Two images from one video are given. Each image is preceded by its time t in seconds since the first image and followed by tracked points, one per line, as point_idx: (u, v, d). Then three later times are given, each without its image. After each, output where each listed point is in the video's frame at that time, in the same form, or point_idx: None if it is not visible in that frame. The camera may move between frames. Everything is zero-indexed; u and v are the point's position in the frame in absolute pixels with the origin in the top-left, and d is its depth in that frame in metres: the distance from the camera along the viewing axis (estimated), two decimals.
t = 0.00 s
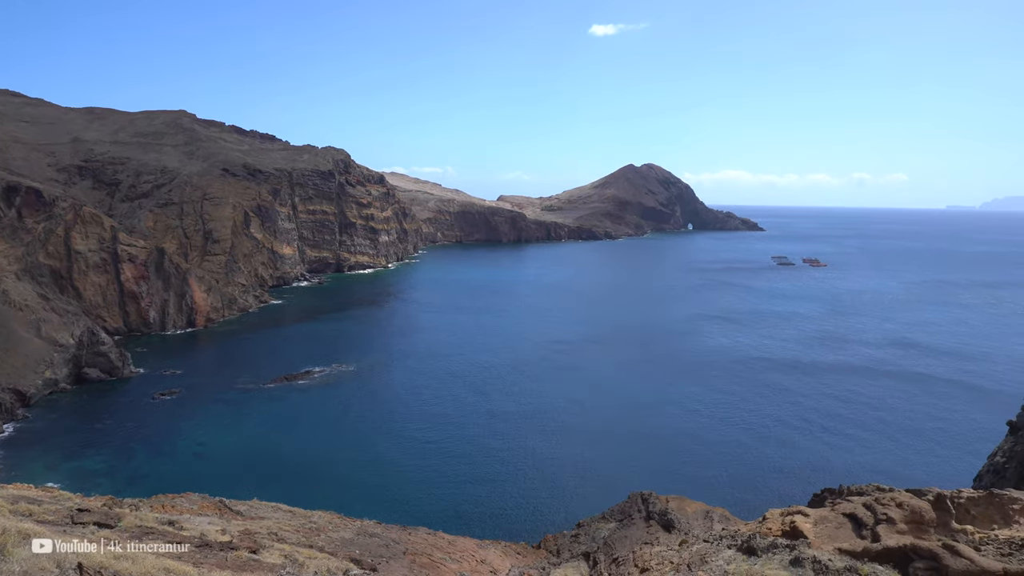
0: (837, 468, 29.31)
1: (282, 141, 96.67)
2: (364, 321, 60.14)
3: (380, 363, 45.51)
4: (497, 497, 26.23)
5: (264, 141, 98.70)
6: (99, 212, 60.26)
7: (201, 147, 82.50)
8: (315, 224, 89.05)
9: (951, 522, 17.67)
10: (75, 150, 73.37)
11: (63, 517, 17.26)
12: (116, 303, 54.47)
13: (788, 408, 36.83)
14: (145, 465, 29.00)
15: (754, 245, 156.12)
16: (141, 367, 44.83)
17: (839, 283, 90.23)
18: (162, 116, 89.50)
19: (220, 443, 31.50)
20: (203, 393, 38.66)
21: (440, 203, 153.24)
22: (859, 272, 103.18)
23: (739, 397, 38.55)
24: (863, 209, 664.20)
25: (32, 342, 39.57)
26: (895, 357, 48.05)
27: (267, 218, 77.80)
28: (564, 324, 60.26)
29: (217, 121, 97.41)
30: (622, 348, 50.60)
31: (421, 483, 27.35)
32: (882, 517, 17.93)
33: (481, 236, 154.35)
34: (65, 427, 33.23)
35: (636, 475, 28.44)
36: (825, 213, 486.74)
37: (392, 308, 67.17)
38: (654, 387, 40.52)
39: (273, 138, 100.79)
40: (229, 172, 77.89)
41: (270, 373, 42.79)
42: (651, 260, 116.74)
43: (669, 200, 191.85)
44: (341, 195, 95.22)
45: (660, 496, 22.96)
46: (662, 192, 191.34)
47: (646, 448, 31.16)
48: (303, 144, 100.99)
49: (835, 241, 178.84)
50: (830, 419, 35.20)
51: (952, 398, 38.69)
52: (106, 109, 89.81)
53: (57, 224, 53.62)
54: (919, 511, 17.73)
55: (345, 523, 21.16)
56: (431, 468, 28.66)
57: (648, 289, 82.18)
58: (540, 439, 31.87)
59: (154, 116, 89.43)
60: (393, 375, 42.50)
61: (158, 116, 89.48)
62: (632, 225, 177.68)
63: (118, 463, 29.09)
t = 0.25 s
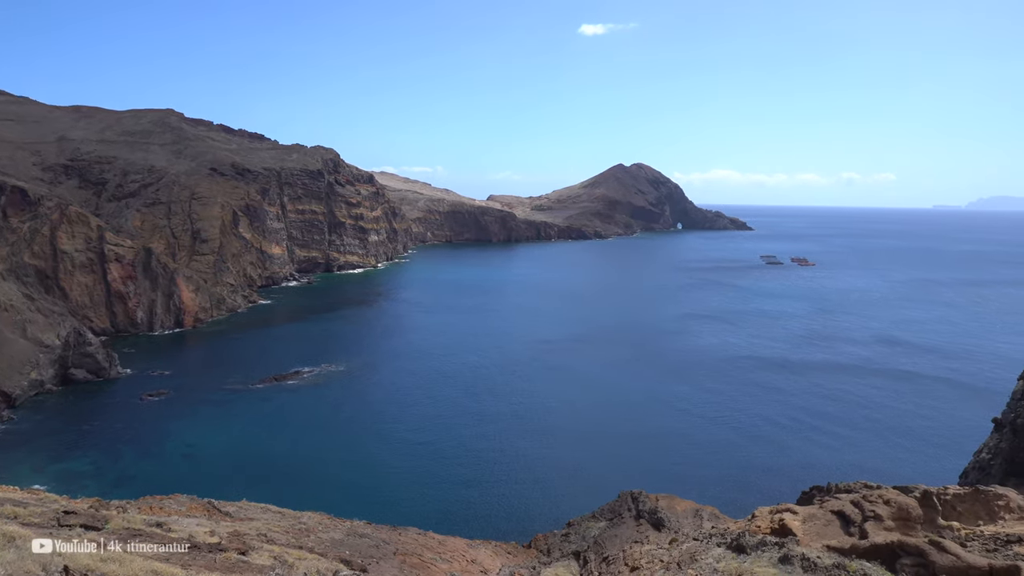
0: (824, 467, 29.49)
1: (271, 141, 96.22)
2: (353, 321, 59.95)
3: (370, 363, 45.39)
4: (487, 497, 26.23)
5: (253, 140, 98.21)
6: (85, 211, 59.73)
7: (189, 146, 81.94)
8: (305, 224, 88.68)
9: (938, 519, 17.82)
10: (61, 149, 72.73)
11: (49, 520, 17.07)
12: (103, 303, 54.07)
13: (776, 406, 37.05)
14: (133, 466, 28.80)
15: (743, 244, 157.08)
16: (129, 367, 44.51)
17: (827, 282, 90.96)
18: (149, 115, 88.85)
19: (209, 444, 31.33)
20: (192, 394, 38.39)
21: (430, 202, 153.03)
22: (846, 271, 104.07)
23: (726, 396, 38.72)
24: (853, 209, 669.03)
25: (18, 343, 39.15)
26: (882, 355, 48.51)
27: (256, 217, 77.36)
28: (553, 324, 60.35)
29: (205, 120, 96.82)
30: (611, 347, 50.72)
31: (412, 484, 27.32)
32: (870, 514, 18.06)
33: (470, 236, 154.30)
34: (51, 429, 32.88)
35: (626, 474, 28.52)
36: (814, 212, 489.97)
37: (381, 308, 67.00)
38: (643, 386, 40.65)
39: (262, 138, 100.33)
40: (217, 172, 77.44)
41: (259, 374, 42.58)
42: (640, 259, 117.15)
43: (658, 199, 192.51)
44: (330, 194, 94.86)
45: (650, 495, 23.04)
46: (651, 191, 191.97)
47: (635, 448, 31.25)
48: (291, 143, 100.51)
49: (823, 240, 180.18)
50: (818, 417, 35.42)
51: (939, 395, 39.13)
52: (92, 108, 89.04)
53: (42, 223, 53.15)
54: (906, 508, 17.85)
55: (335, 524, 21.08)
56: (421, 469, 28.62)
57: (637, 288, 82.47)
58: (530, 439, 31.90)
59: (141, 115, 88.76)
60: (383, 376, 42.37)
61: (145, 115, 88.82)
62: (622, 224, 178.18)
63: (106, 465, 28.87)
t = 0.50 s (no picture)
0: (813, 465, 29.65)
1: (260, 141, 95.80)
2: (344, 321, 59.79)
3: (360, 364, 45.27)
4: (478, 497, 26.24)
5: (242, 140, 97.81)
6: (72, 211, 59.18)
7: (178, 145, 81.41)
8: (295, 224, 88.30)
9: (926, 517, 17.95)
10: (48, 149, 72.13)
11: (36, 523, 16.89)
12: (91, 304, 53.71)
13: (765, 406, 37.16)
14: (123, 468, 28.63)
15: (732, 244, 157.84)
16: (117, 369, 44.21)
17: (815, 282, 91.71)
18: (137, 115, 88.26)
19: (199, 445, 31.18)
20: (181, 395, 38.16)
21: (420, 202, 152.82)
22: (834, 271, 104.91)
23: (716, 396, 38.86)
24: (844, 209, 673.46)
25: (4, 344, 38.69)
26: (870, 354, 48.98)
27: (246, 217, 76.99)
28: (543, 323, 60.37)
29: (194, 120, 96.33)
30: (601, 347, 50.80)
31: (403, 484, 27.29)
32: (859, 512, 18.18)
33: (461, 236, 154.24)
34: (38, 431, 32.54)
35: (617, 474, 28.53)
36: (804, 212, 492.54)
37: (372, 308, 66.82)
38: (633, 386, 40.70)
39: (251, 137, 99.93)
40: (206, 172, 76.81)
41: (249, 374, 42.38)
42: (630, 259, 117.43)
43: (649, 199, 192.99)
44: (320, 194, 94.50)
45: (641, 495, 23.12)
46: (642, 191, 192.46)
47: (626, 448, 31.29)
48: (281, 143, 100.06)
49: (812, 240, 181.24)
50: (807, 416, 35.62)
51: (925, 393, 39.58)
52: (79, 107, 88.30)
53: (29, 223, 52.65)
54: (895, 506, 17.96)
55: (326, 525, 21.01)
56: (413, 469, 28.61)
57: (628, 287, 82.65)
58: (521, 439, 31.93)
59: (129, 114, 88.18)
60: (373, 376, 42.26)
61: (133, 114, 88.25)
62: (612, 225, 178.59)
63: (95, 467, 28.68)
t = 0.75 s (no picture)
0: (800, 463, 29.94)
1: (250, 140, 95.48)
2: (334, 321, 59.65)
3: (351, 364, 45.18)
4: (469, 497, 26.23)
5: (232, 139, 97.45)
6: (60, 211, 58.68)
7: (167, 144, 80.98)
8: (285, 223, 88.07)
9: (914, 514, 18.09)
10: (35, 148, 71.58)
11: (23, 526, 16.71)
12: (79, 305, 53.40)
13: (754, 404, 37.41)
14: (112, 470, 28.43)
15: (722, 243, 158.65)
16: (105, 369, 43.92)
17: (804, 281, 92.36)
18: (125, 114, 87.73)
19: (189, 447, 31.01)
20: (171, 396, 37.92)
21: (411, 202, 152.72)
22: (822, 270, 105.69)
23: (705, 394, 39.09)
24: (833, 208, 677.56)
25: None
26: (858, 352, 49.41)
27: (236, 217, 76.68)
28: (534, 323, 60.48)
29: (183, 119, 95.87)
30: (592, 347, 50.97)
31: (394, 485, 27.25)
32: (848, 510, 18.30)
33: (452, 236, 154.25)
34: (24, 433, 32.21)
35: (608, 474, 28.63)
36: (795, 212, 495.46)
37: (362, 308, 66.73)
38: (623, 385, 40.89)
39: (241, 136, 99.56)
40: (196, 171, 76.23)
41: (239, 375, 42.21)
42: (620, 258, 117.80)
43: (639, 199, 193.58)
44: (310, 194, 94.25)
45: (632, 494, 23.20)
46: (633, 191, 193.04)
47: (617, 447, 31.40)
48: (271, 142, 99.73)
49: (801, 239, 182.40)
50: (796, 415, 35.89)
51: (913, 391, 39.96)
52: (66, 106, 87.55)
53: (16, 223, 52.14)
54: (883, 503, 18.10)
55: (317, 526, 20.95)
56: (405, 470, 28.57)
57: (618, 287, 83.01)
58: (513, 438, 31.96)
59: (117, 113, 87.61)
60: (364, 376, 42.18)
61: (121, 113, 87.69)
62: (603, 224, 179.01)
63: (83, 469, 28.46)
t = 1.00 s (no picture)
0: (787, 461, 30.17)
1: (239, 139, 95.07)
2: (324, 321, 59.48)
3: (341, 365, 45.06)
4: (460, 497, 26.24)
5: (221, 139, 96.99)
6: (46, 211, 58.12)
7: (155, 144, 80.49)
8: (274, 224, 87.75)
9: (901, 511, 18.23)
10: (20, 148, 70.99)
11: (10, 529, 16.52)
12: (66, 306, 53.11)
13: (742, 403, 37.63)
14: (100, 472, 28.21)
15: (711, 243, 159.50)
16: (92, 371, 43.60)
17: (792, 279, 93.04)
18: (112, 113, 87.18)
19: (178, 449, 30.82)
20: (159, 398, 37.67)
21: (401, 202, 152.50)
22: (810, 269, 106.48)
23: (693, 393, 39.28)
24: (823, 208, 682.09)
25: None
26: (845, 350, 49.84)
27: (224, 217, 76.35)
28: (524, 323, 60.59)
29: (170, 118, 95.34)
30: (582, 346, 51.09)
31: (385, 485, 27.20)
32: (837, 508, 18.40)
33: (442, 236, 154.24)
34: (10, 436, 31.86)
35: (598, 473, 28.72)
36: (785, 211, 498.51)
37: (352, 308, 66.59)
38: (612, 385, 41.02)
39: (230, 136, 99.12)
40: (184, 171, 75.81)
41: (228, 376, 42.00)
42: (609, 258, 118.19)
43: (629, 198, 194.25)
44: (299, 194, 93.92)
45: (622, 493, 23.28)
46: (622, 191, 193.63)
47: (607, 446, 31.49)
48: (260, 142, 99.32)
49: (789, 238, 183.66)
50: (783, 413, 36.13)
51: (899, 389, 40.35)
52: (51, 105, 86.77)
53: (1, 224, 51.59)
54: (872, 501, 18.22)
55: (307, 527, 20.89)
56: (395, 470, 28.53)
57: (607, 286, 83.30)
58: (504, 438, 31.98)
59: (104, 113, 87.02)
60: (354, 377, 42.07)
61: (108, 113, 87.12)
62: (593, 224, 179.43)
63: (71, 471, 28.26)
